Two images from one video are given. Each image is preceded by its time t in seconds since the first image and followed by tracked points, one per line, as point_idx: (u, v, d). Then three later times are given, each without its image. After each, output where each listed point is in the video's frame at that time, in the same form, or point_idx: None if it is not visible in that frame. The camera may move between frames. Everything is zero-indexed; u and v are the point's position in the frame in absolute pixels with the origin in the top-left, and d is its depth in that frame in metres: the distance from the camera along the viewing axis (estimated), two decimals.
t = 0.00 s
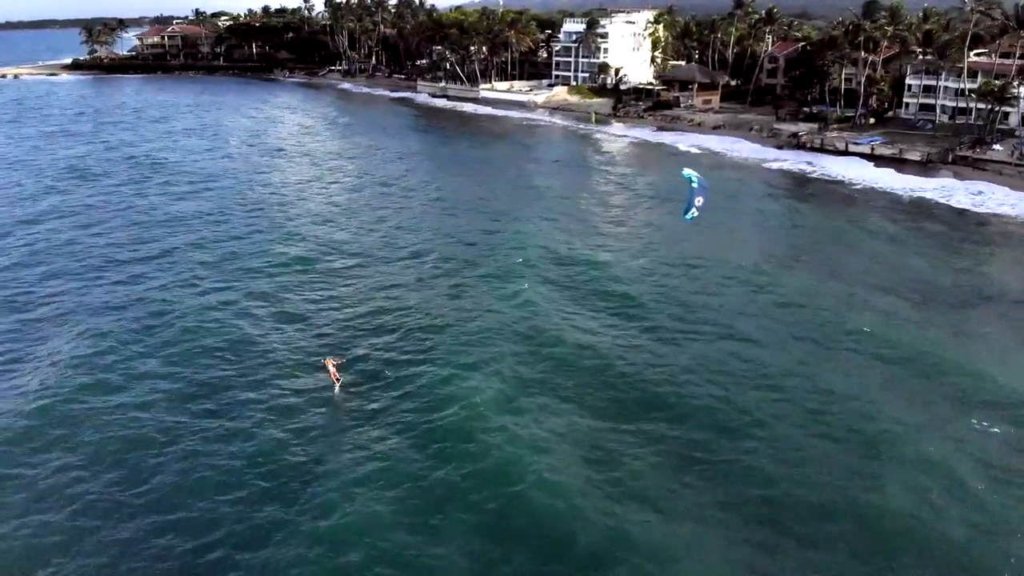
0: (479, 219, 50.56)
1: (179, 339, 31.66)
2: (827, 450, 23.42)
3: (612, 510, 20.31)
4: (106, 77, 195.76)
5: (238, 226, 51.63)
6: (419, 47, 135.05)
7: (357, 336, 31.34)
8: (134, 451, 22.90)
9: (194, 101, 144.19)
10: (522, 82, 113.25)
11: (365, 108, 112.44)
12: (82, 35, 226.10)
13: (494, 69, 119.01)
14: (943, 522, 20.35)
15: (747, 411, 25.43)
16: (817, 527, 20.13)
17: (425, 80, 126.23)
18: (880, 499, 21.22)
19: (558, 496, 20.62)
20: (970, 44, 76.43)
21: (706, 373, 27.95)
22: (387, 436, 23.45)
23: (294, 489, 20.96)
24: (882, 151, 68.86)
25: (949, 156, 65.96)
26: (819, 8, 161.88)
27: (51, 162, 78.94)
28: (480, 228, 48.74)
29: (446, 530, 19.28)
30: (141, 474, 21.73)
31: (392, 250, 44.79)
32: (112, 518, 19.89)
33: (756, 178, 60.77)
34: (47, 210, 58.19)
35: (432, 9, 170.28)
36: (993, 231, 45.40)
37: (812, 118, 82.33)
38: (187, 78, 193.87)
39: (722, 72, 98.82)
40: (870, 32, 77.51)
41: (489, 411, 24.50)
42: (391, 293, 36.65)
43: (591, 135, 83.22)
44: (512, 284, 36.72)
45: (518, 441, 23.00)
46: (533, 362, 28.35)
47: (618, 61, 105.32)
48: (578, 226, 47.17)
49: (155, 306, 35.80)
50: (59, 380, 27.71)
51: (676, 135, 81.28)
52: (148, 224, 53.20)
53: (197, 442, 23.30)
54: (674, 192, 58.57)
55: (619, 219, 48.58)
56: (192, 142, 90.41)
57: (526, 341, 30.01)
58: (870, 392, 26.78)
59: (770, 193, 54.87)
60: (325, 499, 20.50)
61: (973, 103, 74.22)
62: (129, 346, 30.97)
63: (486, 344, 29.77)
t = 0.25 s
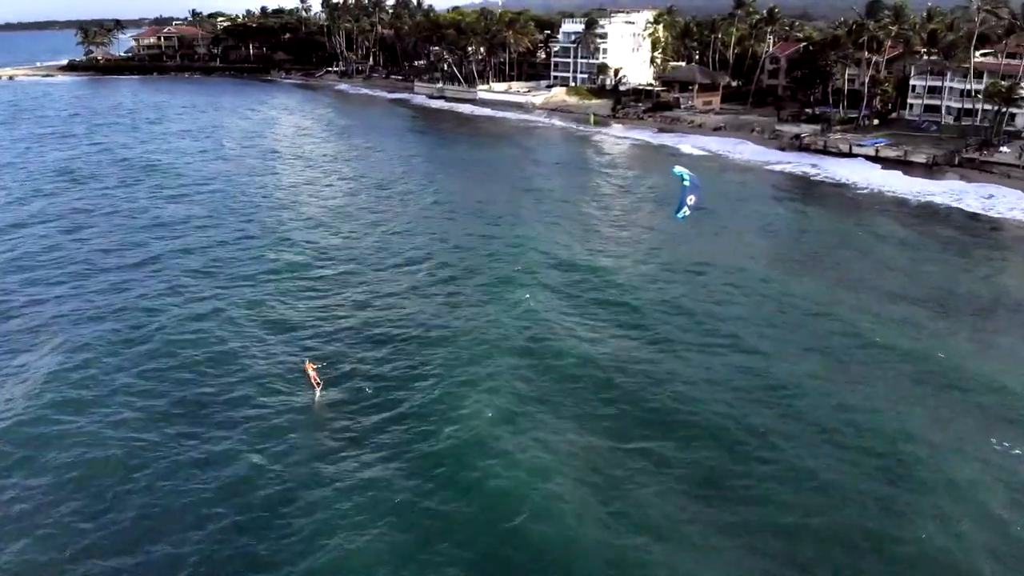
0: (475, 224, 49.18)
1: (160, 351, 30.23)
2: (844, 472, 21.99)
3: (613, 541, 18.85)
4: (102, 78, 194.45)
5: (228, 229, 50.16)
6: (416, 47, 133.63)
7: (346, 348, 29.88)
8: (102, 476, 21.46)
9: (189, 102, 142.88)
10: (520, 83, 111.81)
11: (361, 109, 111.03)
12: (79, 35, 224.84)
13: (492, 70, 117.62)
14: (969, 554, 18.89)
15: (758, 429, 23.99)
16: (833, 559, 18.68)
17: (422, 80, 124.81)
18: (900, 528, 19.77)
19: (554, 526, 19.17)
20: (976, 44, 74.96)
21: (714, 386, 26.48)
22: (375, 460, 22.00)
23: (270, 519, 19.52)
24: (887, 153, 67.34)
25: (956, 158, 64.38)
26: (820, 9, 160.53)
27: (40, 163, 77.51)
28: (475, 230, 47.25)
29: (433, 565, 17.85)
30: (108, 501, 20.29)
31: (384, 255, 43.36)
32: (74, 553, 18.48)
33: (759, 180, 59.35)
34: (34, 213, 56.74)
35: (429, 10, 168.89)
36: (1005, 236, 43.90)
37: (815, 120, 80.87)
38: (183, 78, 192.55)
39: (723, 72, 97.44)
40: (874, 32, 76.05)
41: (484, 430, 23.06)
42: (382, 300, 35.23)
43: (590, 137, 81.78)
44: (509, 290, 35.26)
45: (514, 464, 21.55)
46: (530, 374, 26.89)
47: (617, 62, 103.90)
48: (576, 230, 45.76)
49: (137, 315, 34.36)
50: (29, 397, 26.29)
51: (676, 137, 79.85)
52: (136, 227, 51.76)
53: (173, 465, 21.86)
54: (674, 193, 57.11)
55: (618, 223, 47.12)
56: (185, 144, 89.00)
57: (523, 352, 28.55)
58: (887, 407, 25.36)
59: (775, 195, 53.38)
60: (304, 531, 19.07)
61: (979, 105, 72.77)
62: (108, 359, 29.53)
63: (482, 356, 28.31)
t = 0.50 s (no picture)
0: (479, 227, 47.44)
1: (150, 362, 28.74)
2: (879, 499, 20.29)
3: None
4: (110, 78, 193.56)
5: (227, 230, 48.64)
6: (425, 47, 132.09)
7: (344, 358, 28.30)
8: (73, 505, 19.84)
9: (195, 102, 141.78)
10: (529, 83, 110.03)
11: (368, 110, 109.59)
12: (87, 35, 224.33)
13: (500, 70, 115.99)
14: None
15: (784, 449, 22.28)
16: None
17: (430, 81, 123.24)
18: (942, 567, 17.98)
19: (562, 564, 17.45)
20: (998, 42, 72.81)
21: (735, 401, 24.77)
22: (372, 484, 20.43)
23: (252, 555, 17.93)
24: (906, 155, 65.26)
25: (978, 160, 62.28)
26: (833, 12, 158.59)
27: (41, 163, 76.25)
28: (481, 233, 45.63)
29: None
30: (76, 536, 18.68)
31: (386, 258, 41.70)
32: None
33: (774, 181, 57.50)
34: (30, 212, 55.33)
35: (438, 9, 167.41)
36: None
37: (831, 121, 78.88)
38: (191, 78, 191.68)
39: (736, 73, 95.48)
40: (892, 30, 74.05)
41: (486, 451, 21.41)
42: (382, 307, 33.59)
43: (600, 138, 80.03)
44: (516, 296, 33.61)
45: (522, 489, 19.93)
46: (539, 387, 25.23)
47: (628, 62, 102.08)
48: (586, 234, 43.97)
49: (128, 322, 32.87)
50: (6, 414, 24.81)
51: (688, 138, 78.01)
52: (134, 227, 50.28)
53: (155, 489, 20.34)
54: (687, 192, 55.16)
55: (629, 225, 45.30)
56: (189, 145, 87.65)
57: (531, 363, 26.91)
58: (922, 426, 23.63)
59: (792, 198, 51.54)
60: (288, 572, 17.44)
61: (1000, 105, 70.72)
62: (95, 372, 28.05)
63: (487, 368, 26.68)
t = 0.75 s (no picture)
0: (487, 226, 45.98)
1: (142, 371, 27.46)
2: (916, 527, 18.76)
3: None
4: (121, 77, 193.00)
5: (229, 230, 47.48)
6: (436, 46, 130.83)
7: (345, 367, 26.95)
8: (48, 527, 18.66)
9: (205, 101, 141.02)
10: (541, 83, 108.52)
11: (379, 109, 108.42)
12: (98, 34, 224.05)
13: (512, 69, 114.51)
14: None
15: (812, 471, 20.75)
16: None
17: (441, 80, 121.94)
18: None
19: None
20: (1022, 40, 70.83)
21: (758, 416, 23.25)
22: (370, 508, 19.03)
23: None
24: (927, 156, 63.40)
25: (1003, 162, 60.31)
26: (849, 13, 156.54)
27: (46, 161, 75.39)
28: (488, 234, 44.17)
29: None
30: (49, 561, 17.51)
31: (391, 258, 40.39)
32: None
33: (791, 182, 55.89)
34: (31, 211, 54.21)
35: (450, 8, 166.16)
36: None
37: (849, 121, 77.12)
38: (203, 77, 191.20)
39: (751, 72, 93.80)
40: (912, 28, 72.25)
41: (488, 471, 20.08)
42: (385, 311, 32.29)
43: (612, 138, 78.54)
44: (526, 301, 32.14)
45: (530, 514, 18.50)
46: (549, 400, 23.76)
47: (641, 61, 100.41)
48: (597, 234, 42.52)
49: (122, 327, 31.56)
50: None
51: (702, 138, 76.33)
52: (135, 227, 49.08)
53: (136, 509, 19.11)
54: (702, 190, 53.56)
55: (642, 225, 43.81)
56: (196, 144, 86.70)
57: (541, 374, 25.44)
58: (953, 444, 22.11)
59: (811, 199, 49.82)
60: None
61: None
62: (84, 381, 26.77)
63: (495, 379, 25.23)
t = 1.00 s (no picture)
0: (496, 222, 43.96)
1: (129, 373, 25.95)
2: (963, 564, 17.00)
3: None
4: (134, 75, 192.36)
5: (232, 227, 46.00)
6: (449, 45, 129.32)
7: (342, 373, 25.35)
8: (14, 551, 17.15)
9: (217, 99, 140.04)
10: (555, 81, 106.70)
11: (390, 108, 106.98)
12: (112, 32, 223.65)
13: (525, 67, 112.91)
14: None
15: (842, 497, 19.06)
16: None
17: (453, 79, 120.33)
18: None
19: None
20: None
21: (784, 435, 21.56)
22: (359, 532, 17.52)
23: None
24: (953, 158, 61.06)
25: None
26: (867, 13, 154.17)
27: (51, 157, 74.27)
28: (499, 228, 42.53)
29: None
30: None
31: (395, 255, 38.77)
32: None
33: (812, 182, 53.98)
34: (31, 205, 53.01)
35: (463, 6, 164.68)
36: None
37: (870, 121, 75.09)
38: (215, 75, 190.46)
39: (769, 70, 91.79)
40: (937, 26, 70.14)
41: (492, 497, 18.44)
42: (387, 312, 30.66)
43: (627, 137, 76.76)
44: (535, 304, 30.53)
45: (533, 545, 16.89)
46: (557, 413, 22.18)
47: (657, 59, 98.59)
48: (610, 232, 40.76)
49: (113, 324, 30.17)
50: None
51: (720, 137, 74.47)
52: (135, 222, 47.75)
53: (110, 532, 17.58)
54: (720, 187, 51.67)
55: (658, 223, 42.03)
56: (204, 141, 85.49)
57: (549, 384, 23.90)
58: (998, 470, 20.31)
59: (832, 199, 47.99)
60: None
61: None
62: (70, 381, 25.37)
63: (499, 390, 23.66)
